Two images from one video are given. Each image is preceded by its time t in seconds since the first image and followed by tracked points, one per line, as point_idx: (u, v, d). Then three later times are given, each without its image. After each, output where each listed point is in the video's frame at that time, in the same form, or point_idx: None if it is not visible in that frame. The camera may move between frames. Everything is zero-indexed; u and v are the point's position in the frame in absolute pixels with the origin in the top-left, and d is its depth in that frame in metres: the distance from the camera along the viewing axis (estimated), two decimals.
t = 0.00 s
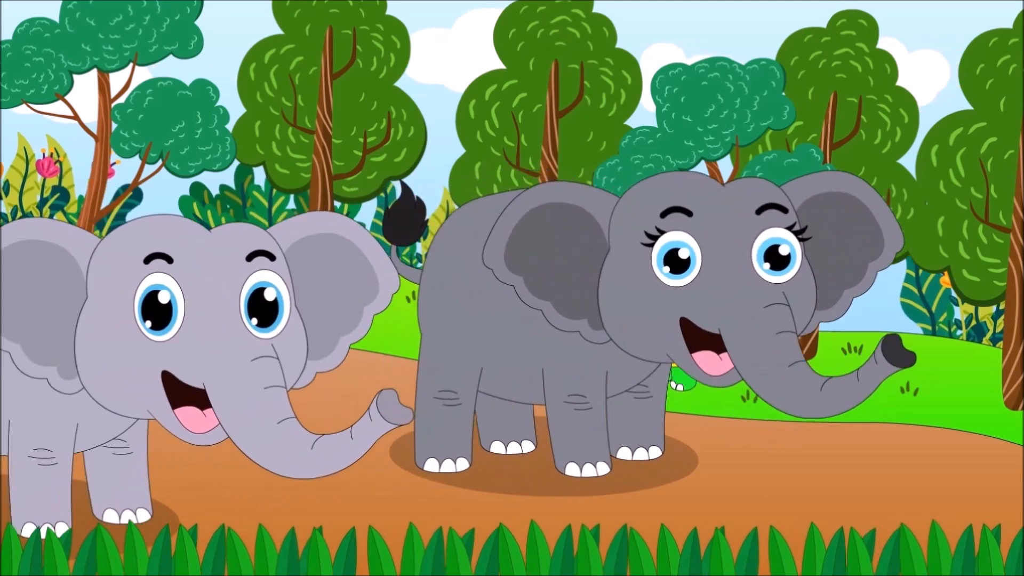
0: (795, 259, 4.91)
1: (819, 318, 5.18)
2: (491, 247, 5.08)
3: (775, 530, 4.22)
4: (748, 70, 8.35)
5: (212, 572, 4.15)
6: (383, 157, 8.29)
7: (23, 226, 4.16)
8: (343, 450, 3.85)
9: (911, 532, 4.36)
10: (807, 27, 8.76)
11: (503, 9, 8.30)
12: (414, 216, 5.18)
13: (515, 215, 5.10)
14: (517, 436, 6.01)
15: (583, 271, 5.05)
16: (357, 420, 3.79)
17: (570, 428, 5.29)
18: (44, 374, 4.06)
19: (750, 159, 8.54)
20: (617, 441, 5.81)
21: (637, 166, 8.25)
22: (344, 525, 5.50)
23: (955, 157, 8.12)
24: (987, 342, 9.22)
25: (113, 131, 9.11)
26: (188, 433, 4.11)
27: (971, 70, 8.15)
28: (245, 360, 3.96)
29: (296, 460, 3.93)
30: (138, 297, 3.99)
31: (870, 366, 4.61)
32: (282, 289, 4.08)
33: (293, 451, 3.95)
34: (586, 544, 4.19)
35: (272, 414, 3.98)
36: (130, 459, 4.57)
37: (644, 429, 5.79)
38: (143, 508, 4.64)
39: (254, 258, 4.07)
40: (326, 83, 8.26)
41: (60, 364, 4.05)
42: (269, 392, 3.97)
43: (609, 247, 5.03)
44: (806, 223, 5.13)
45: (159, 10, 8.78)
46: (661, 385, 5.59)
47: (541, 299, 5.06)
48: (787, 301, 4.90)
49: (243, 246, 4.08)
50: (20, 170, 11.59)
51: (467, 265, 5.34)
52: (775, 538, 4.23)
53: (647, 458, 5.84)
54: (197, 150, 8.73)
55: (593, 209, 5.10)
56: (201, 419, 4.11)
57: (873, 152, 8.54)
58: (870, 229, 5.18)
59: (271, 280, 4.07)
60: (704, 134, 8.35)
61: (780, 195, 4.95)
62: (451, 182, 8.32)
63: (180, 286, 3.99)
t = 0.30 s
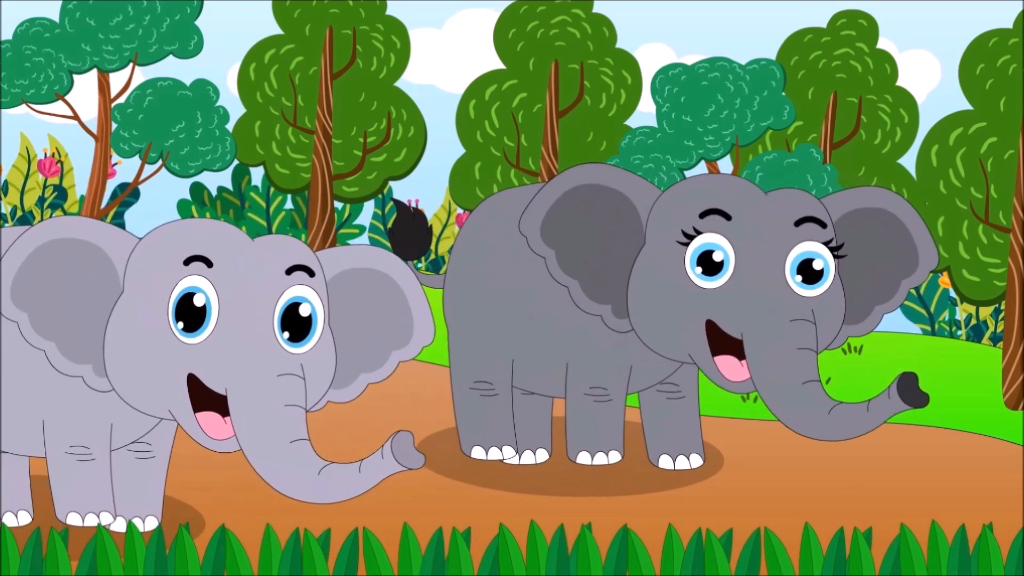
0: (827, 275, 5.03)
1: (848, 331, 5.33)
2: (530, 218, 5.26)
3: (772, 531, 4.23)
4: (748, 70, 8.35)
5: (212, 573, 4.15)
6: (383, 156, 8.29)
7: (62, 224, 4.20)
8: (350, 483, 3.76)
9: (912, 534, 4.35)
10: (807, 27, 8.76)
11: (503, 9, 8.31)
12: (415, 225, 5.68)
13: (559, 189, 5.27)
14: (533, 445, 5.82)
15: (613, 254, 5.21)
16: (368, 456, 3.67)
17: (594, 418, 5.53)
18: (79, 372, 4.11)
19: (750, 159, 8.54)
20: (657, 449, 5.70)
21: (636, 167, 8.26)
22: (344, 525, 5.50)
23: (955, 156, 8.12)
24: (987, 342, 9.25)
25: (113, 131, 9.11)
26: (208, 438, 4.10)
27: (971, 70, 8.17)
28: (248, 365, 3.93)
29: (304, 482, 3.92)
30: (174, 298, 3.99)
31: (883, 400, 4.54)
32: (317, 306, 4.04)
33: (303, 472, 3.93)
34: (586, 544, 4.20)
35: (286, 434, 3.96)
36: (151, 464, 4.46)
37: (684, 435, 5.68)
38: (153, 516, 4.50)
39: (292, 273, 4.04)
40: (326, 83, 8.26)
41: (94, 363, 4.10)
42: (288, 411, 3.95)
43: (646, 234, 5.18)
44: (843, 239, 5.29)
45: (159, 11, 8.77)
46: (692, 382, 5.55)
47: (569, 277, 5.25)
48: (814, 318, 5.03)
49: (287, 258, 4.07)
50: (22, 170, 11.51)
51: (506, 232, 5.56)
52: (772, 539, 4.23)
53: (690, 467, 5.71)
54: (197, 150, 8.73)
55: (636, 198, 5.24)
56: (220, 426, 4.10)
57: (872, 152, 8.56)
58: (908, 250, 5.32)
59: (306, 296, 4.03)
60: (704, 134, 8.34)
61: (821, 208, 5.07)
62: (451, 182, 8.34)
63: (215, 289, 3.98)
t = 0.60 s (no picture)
0: (842, 274, 5.07)
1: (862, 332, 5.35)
2: (542, 220, 5.28)
3: (775, 531, 4.19)
4: (748, 70, 8.33)
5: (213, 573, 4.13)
6: (383, 156, 8.28)
7: (79, 223, 4.23)
8: (365, 481, 3.76)
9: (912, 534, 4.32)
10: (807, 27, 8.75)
11: (503, 9, 8.30)
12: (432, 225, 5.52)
13: (570, 192, 5.28)
14: (548, 446, 5.84)
15: (626, 256, 5.22)
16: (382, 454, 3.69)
17: (606, 418, 5.53)
18: (91, 371, 4.13)
19: (750, 159, 8.53)
20: (670, 450, 5.69)
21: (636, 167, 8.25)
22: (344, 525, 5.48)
23: (955, 157, 8.10)
24: (987, 342, 9.21)
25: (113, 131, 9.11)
26: (221, 438, 4.14)
27: (971, 70, 8.17)
28: (255, 367, 3.97)
29: (319, 482, 3.92)
30: (189, 298, 4.02)
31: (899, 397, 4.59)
32: (332, 306, 4.06)
33: (319, 473, 3.93)
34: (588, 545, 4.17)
35: (303, 433, 3.98)
36: (167, 463, 4.45)
37: (696, 436, 5.67)
38: (169, 518, 4.49)
39: (306, 272, 4.07)
40: (326, 83, 8.26)
41: (106, 361, 4.12)
42: (304, 410, 3.99)
43: (659, 235, 5.20)
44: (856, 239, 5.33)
45: (159, 10, 8.77)
46: (706, 383, 5.55)
47: (583, 278, 5.26)
48: (828, 318, 5.07)
49: (302, 258, 4.10)
50: (20, 170, 11.53)
51: (517, 233, 5.56)
52: (775, 540, 4.20)
53: (703, 469, 5.70)
54: (197, 150, 8.73)
55: (648, 199, 5.26)
56: (235, 426, 4.15)
57: (873, 152, 8.56)
58: (921, 244, 5.36)
59: (321, 296, 4.05)
60: (704, 134, 8.33)
61: (832, 207, 5.10)
62: (451, 182, 8.34)
63: (228, 288, 4.02)
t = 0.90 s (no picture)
0: (859, 268, 5.09)
1: (881, 326, 5.41)
2: (558, 231, 5.27)
3: (777, 530, 4.17)
4: (748, 70, 8.34)
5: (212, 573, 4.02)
6: (383, 156, 8.28)
7: (95, 224, 4.17)
8: (393, 469, 3.77)
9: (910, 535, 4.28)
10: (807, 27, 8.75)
11: (503, 10, 8.31)
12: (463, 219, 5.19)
13: (584, 202, 5.27)
14: (574, 447, 6.02)
15: (644, 262, 5.22)
16: (411, 442, 3.68)
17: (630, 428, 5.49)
18: (107, 372, 4.09)
19: (750, 159, 8.54)
20: (684, 451, 5.81)
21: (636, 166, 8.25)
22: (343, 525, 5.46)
23: (955, 157, 8.10)
24: (987, 342, 9.22)
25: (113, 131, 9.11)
26: (247, 438, 4.10)
27: (971, 70, 8.17)
28: (256, 364, 3.95)
29: (349, 476, 3.91)
30: (205, 298, 4.00)
31: (925, 385, 4.61)
32: (349, 300, 4.06)
33: (346, 467, 3.93)
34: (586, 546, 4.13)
35: (326, 427, 3.96)
36: (193, 465, 4.46)
37: (709, 437, 5.77)
38: (202, 518, 4.52)
39: (323, 267, 4.06)
40: (326, 83, 8.27)
41: (123, 363, 4.09)
42: (328, 404, 3.97)
43: (677, 240, 5.21)
44: (872, 231, 5.32)
45: (159, 10, 8.78)
46: (723, 385, 5.61)
47: (602, 287, 5.24)
48: (849, 311, 5.08)
49: (313, 254, 4.06)
50: (20, 170, 11.56)
51: (530, 244, 5.51)
52: (776, 539, 4.18)
53: (716, 469, 5.83)
54: (197, 150, 8.73)
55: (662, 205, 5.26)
56: (259, 425, 4.11)
57: (873, 152, 8.56)
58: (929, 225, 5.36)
59: (338, 290, 4.05)
60: (704, 134, 8.33)
61: (849, 202, 5.13)
62: (451, 181, 8.34)
63: (245, 288, 4.00)
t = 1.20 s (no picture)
0: (877, 260, 4.74)
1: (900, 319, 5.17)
2: (571, 250, 5.02)
3: (776, 530, 4.10)
4: (748, 70, 8.35)
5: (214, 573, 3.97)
6: (383, 157, 8.28)
7: (108, 226, 3.89)
8: (422, 452, 3.61)
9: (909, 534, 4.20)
10: (807, 28, 8.76)
11: (503, 10, 8.32)
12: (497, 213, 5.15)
13: (592, 219, 5.03)
14: (599, 439, 6.02)
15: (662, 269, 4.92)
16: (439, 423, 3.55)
17: (656, 429, 5.21)
18: (125, 376, 3.84)
19: (750, 159, 8.56)
20: (700, 443, 5.77)
21: (636, 166, 8.25)
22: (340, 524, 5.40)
23: (955, 157, 8.13)
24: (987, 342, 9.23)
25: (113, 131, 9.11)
26: (270, 436, 3.86)
27: (971, 70, 8.17)
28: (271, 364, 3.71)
29: (376, 463, 3.70)
30: (222, 298, 3.75)
31: (952, 367, 4.40)
32: (364, 292, 3.82)
33: (376, 453, 3.71)
34: (586, 544, 4.08)
35: (354, 417, 3.73)
36: (211, 461, 4.31)
37: (728, 429, 5.75)
38: (227, 511, 4.37)
39: (335, 261, 3.82)
40: (326, 83, 8.26)
41: (141, 365, 3.83)
42: (351, 395, 3.73)
43: (692, 245, 4.90)
44: (887, 225, 5.09)
45: (159, 10, 8.77)
46: (743, 386, 5.57)
47: (622, 299, 4.97)
48: (869, 302, 4.73)
49: (325, 249, 3.84)
50: (20, 170, 11.57)
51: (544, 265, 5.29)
52: (775, 538, 4.12)
53: (729, 460, 5.81)
54: (197, 150, 8.72)
55: (673, 211, 4.99)
56: (283, 422, 3.85)
57: (873, 152, 8.55)
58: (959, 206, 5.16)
59: (352, 282, 3.81)
60: (704, 134, 8.33)
61: (864, 194, 4.77)
62: (452, 182, 8.35)
63: (261, 287, 3.74)
